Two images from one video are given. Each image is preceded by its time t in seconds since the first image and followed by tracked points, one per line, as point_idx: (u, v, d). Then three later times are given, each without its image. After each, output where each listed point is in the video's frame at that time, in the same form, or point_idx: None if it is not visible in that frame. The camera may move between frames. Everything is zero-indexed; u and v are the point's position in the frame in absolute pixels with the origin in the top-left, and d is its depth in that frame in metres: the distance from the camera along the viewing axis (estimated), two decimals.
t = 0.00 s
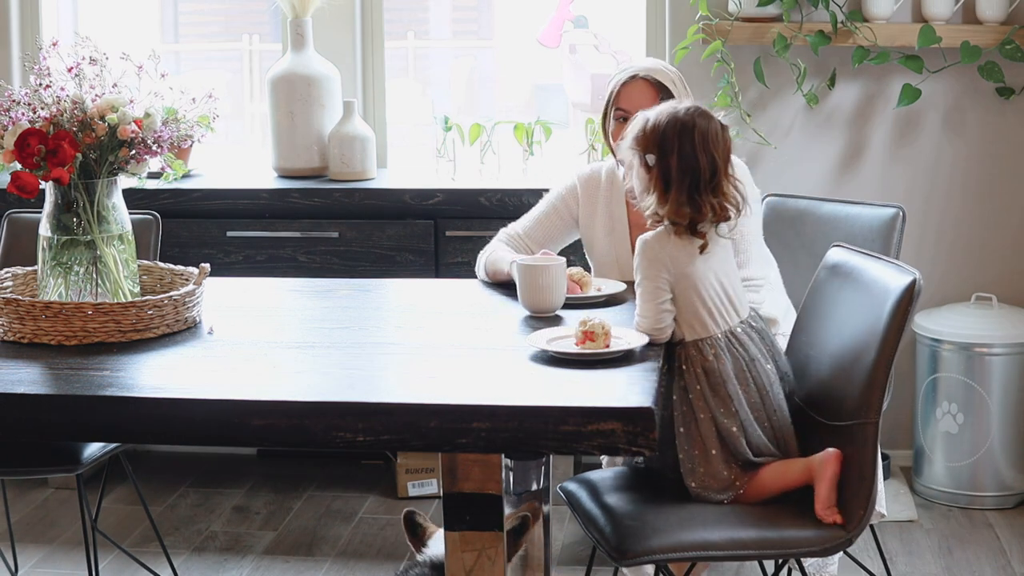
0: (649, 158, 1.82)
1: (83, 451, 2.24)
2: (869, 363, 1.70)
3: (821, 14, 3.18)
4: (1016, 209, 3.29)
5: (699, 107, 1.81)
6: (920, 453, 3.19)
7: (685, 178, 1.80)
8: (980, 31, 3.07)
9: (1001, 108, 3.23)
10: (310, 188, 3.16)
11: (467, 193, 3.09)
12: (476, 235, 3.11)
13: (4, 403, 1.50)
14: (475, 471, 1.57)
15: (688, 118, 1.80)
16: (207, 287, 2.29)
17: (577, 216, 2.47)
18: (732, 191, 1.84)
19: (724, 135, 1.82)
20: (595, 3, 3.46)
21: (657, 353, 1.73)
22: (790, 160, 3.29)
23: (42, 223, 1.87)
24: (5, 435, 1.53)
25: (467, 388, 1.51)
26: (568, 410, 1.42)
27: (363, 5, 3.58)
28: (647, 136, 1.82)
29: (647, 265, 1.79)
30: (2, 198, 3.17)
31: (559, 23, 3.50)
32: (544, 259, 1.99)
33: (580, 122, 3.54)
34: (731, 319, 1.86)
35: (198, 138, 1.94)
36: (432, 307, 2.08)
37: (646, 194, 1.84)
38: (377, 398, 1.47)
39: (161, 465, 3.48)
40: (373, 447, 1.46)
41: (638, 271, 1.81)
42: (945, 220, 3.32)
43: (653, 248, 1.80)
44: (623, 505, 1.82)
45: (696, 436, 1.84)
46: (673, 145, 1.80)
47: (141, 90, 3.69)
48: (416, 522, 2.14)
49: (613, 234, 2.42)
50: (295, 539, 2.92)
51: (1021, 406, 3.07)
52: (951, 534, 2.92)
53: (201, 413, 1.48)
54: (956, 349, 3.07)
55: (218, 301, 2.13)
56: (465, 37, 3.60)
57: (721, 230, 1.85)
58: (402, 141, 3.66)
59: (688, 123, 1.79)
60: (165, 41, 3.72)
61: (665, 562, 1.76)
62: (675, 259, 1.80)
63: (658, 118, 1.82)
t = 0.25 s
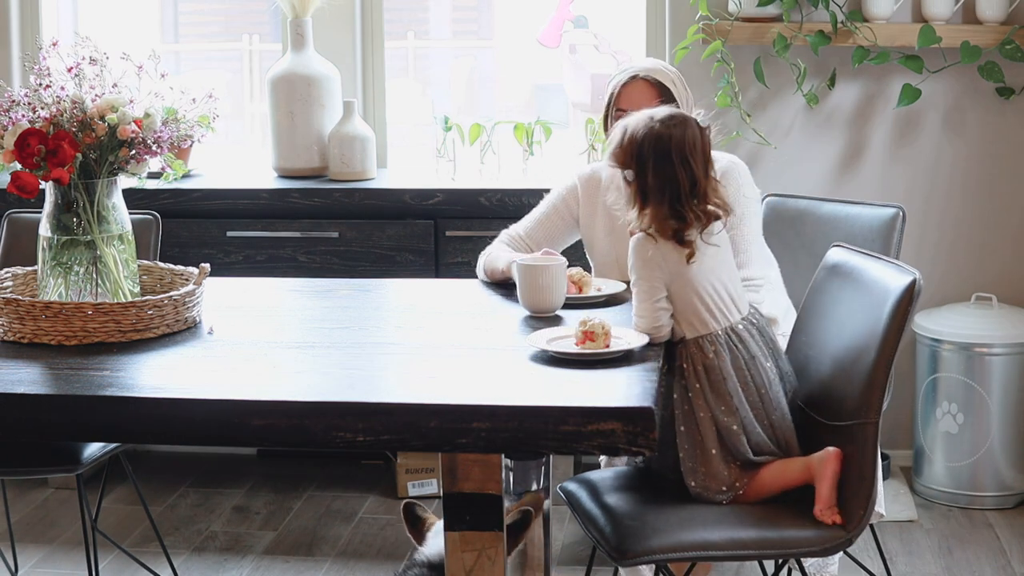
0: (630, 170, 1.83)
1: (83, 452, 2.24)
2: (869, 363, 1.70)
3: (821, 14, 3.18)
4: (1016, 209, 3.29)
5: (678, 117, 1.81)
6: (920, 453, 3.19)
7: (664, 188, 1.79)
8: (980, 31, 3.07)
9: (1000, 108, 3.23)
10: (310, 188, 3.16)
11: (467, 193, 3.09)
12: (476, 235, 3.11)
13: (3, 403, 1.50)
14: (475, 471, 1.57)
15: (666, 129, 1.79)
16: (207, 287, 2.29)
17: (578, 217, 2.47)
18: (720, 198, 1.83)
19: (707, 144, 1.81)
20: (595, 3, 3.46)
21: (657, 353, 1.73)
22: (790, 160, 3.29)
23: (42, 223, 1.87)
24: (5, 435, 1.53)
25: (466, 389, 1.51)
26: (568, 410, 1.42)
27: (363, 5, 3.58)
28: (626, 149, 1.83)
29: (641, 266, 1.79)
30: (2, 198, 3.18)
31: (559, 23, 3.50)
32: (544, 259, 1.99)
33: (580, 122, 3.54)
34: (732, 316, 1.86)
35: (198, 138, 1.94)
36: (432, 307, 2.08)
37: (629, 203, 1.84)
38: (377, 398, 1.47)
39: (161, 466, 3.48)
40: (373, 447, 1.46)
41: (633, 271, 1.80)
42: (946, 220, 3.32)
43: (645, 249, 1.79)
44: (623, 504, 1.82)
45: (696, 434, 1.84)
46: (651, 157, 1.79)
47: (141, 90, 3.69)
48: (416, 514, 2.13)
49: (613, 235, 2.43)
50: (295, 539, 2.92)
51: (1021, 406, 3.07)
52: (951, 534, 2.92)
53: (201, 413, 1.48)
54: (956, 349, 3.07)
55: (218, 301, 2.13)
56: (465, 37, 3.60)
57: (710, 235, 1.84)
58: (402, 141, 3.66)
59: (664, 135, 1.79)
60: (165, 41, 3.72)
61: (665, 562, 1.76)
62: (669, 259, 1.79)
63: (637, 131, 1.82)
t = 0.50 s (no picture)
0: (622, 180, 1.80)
1: (83, 451, 2.24)
2: (869, 364, 1.70)
3: (821, 14, 3.18)
4: (1016, 209, 3.29)
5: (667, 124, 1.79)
6: (920, 453, 3.19)
7: (658, 194, 1.76)
8: (980, 31, 3.07)
9: (1001, 108, 3.23)
10: (311, 188, 3.16)
11: (467, 193, 3.09)
12: (476, 235, 3.11)
13: (4, 403, 1.51)
14: (475, 471, 1.57)
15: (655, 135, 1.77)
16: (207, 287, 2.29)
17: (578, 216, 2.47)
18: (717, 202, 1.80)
19: (698, 148, 1.78)
20: (595, 3, 3.46)
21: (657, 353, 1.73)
22: (790, 160, 3.29)
23: (42, 223, 1.87)
24: (5, 435, 1.53)
25: (466, 389, 1.51)
26: (567, 410, 1.42)
27: (363, 4, 3.59)
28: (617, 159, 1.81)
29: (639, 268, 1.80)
30: (2, 198, 3.18)
31: (559, 23, 3.50)
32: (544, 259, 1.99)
33: (580, 122, 3.54)
34: (733, 317, 1.86)
35: (198, 138, 1.94)
36: (432, 307, 2.08)
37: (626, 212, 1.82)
38: (377, 398, 1.47)
39: (161, 466, 3.48)
40: (373, 447, 1.46)
41: (632, 274, 1.81)
42: (946, 220, 3.32)
43: (643, 253, 1.79)
44: (623, 504, 1.82)
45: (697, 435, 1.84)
46: (642, 163, 1.77)
47: (141, 90, 3.69)
48: (416, 500, 2.15)
49: (613, 234, 2.43)
50: (295, 539, 2.92)
51: (1021, 406, 3.07)
52: (951, 534, 2.92)
53: (201, 413, 1.48)
54: (956, 349, 3.07)
55: (218, 302, 2.13)
56: (465, 37, 3.60)
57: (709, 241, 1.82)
58: (402, 141, 3.66)
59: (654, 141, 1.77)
60: (165, 41, 3.72)
61: (665, 563, 1.76)
62: (668, 263, 1.79)
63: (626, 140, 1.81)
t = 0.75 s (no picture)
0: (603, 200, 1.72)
1: (83, 451, 2.24)
2: (869, 364, 1.70)
3: (821, 14, 3.18)
4: (1016, 208, 3.29)
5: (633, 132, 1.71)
6: (920, 453, 3.19)
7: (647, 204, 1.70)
8: (980, 31, 3.07)
9: (1001, 108, 3.23)
10: (310, 188, 3.16)
11: (467, 193, 3.09)
12: (476, 235, 3.11)
13: (3, 403, 1.51)
14: (475, 471, 1.57)
15: (626, 147, 1.70)
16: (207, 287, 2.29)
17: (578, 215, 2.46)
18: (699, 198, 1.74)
19: (673, 151, 1.71)
20: (595, 3, 3.46)
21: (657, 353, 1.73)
22: (790, 160, 3.29)
23: (42, 223, 1.87)
24: (4, 436, 1.53)
25: (466, 389, 1.51)
26: (567, 410, 1.42)
27: (363, 4, 3.59)
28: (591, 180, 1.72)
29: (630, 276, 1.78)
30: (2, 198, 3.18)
31: (559, 23, 3.50)
32: (544, 259, 1.99)
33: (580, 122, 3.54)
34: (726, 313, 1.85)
35: (198, 138, 1.94)
36: (432, 307, 2.08)
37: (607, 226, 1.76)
38: (377, 398, 1.47)
39: (161, 466, 3.48)
40: (373, 447, 1.46)
41: (625, 281, 1.79)
42: (946, 220, 3.32)
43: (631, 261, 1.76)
44: (623, 504, 1.82)
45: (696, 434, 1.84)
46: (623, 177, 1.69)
47: (141, 90, 3.68)
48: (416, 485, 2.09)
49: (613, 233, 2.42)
50: (295, 539, 2.92)
51: (1021, 406, 3.07)
52: (950, 534, 2.92)
53: (201, 413, 1.48)
54: (956, 349, 3.07)
55: (218, 302, 2.13)
56: (465, 37, 3.60)
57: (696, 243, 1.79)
58: (402, 141, 3.66)
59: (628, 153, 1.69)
60: (165, 41, 3.72)
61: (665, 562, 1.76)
62: (659, 269, 1.77)
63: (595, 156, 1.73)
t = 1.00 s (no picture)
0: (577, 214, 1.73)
1: (83, 451, 2.24)
2: (869, 364, 1.70)
3: (821, 14, 3.18)
4: (1016, 208, 3.29)
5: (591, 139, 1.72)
6: (920, 453, 3.19)
7: (622, 208, 1.70)
8: (980, 31, 3.07)
9: (1001, 108, 3.23)
10: (311, 188, 3.16)
11: (467, 193, 3.09)
12: (476, 235, 3.11)
13: (4, 403, 1.51)
14: (475, 470, 1.57)
15: (588, 156, 1.70)
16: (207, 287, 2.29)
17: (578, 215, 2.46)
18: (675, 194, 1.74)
19: (639, 151, 1.72)
20: (595, 3, 3.46)
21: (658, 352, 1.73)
22: (790, 160, 3.29)
23: (42, 223, 1.87)
24: (4, 435, 1.53)
25: (466, 389, 1.51)
26: (567, 410, 1.42)
27: (363, 4, 3.59)
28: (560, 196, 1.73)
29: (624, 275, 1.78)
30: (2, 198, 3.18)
31: (559, 22, 3.50)
32: (545, 259, 1.99)
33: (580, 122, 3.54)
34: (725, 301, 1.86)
35: (198, 138, 1.94)
36: (432, 307, 2.08)
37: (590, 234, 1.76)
38: (377, 398, 1.47)
39: (161, 466, 3.48)
40: (373, 447, 1.46)
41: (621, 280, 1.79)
42: (945, 220, 3.32)
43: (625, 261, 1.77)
44: (623, 504, 1.82)
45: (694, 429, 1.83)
46: (591, 186, 1.70)
47: (141, 90, 3.69)
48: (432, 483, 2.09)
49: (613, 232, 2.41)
50: (295, 539, 2.92)
51: (1021, 406, 3.07)
52: (950, 534, 2.92)
53: (201, 413, 1.48)
54: (956, 350, 3.07)
55: (218, 302, 2.13)
56: (465, 37, 3.60)
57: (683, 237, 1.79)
58: (402, 141, 3.66)
59: (592, 162, 1.70)
60: (165, 41, 3.72)
61: (665, 561, 1.75)
62: (650, 266, 1.77)
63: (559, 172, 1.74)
